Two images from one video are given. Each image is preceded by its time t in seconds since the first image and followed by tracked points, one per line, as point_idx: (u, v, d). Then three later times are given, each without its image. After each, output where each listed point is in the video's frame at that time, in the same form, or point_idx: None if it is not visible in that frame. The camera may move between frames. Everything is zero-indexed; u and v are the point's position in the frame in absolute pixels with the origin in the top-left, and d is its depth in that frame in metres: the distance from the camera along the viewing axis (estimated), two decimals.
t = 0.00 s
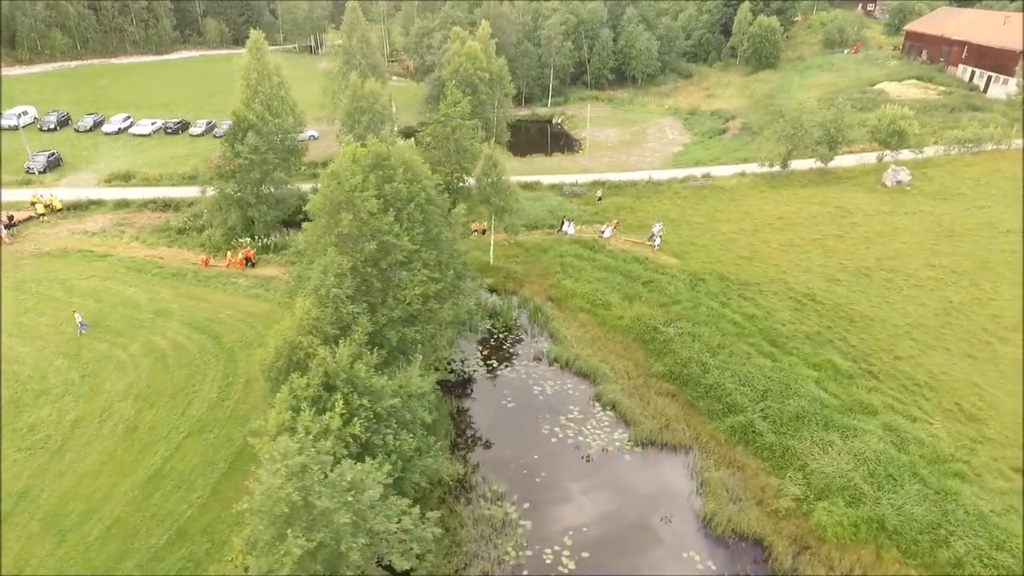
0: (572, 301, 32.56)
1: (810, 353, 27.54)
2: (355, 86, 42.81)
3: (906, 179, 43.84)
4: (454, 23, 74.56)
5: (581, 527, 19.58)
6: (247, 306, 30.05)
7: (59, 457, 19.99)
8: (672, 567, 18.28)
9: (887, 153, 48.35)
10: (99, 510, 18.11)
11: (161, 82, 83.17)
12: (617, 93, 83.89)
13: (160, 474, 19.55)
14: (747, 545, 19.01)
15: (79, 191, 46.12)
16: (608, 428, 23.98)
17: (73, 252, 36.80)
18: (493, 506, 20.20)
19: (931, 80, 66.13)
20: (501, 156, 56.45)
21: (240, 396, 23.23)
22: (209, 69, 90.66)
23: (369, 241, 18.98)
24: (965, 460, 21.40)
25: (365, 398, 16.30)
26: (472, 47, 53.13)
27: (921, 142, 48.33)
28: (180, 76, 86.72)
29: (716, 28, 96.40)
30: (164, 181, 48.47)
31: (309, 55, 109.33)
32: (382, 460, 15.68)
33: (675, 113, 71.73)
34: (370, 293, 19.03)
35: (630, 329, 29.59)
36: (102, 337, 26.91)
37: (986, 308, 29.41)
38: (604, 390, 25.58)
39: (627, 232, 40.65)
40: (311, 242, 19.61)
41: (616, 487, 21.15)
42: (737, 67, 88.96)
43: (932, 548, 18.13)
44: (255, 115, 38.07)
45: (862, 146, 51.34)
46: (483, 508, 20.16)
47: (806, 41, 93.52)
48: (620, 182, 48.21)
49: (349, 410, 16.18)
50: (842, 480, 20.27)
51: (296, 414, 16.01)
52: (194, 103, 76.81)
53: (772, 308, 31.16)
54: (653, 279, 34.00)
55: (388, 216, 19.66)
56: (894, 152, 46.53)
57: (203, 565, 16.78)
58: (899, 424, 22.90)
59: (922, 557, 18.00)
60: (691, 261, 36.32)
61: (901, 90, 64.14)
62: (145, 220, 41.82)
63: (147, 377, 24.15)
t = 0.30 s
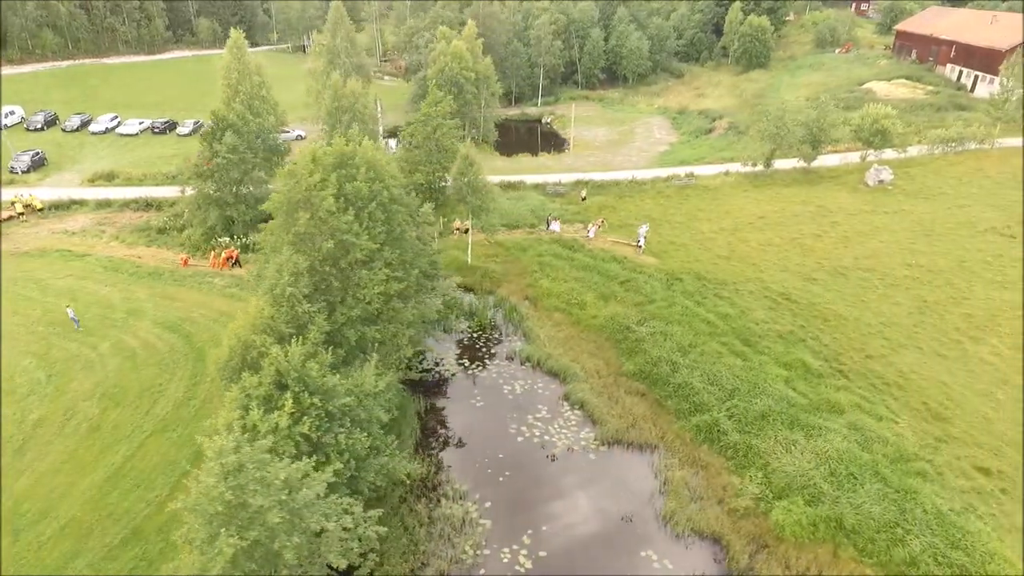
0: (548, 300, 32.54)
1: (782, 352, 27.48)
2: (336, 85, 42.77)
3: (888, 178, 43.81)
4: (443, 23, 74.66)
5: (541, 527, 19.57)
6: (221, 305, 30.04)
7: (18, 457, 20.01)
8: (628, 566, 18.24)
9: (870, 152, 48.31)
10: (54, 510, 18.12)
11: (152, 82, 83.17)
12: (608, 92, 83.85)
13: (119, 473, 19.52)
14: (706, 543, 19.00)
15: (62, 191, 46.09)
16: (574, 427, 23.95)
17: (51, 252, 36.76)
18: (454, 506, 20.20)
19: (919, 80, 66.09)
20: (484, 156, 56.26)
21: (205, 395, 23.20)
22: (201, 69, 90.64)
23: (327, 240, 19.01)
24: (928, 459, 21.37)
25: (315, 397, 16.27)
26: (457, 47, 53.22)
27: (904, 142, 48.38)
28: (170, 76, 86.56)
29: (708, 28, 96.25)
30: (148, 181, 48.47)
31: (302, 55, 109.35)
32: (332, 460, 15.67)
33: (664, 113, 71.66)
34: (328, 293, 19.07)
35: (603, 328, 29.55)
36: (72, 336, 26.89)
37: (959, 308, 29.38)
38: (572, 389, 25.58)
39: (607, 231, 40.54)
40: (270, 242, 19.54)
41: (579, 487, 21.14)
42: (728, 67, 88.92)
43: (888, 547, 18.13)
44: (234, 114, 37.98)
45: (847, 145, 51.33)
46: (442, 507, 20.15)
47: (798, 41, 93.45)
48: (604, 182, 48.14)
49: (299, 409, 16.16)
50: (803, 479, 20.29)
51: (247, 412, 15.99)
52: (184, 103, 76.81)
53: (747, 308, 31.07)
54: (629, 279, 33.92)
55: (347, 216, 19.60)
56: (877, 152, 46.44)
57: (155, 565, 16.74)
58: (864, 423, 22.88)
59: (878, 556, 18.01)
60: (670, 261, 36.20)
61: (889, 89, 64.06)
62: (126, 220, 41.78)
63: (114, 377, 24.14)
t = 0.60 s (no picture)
0: (524, 300, 32.52)
1: (753, 352, 27.47)
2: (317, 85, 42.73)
3: (870, 178, 43.84)
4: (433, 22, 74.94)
5: (501, 527, 19.53)
6: (195, 305, 30.00)
7: None
8: (586, 565, 18.24)
9: (854, 152, 48.25)
10: (11, 510, 18.11)
11: (142, 82, 83.13)
12: (599, 92, 83.76)
13: (79, 473, 19.52)
14: (666, 542, 19.00)
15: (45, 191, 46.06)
16: (542, 427, 23.93)
17: (29, 252, 36.71)
18: (416, 505, 20.20)
19: (907, 80, 65.98)
20: (469, 155, 56.22)
21: (171, 395, 23.18)
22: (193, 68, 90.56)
23: (286, 239, 19.01)
24: (892, 458, 21.37)
25: (268, 396, 16.26)
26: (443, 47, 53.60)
27: (888, 142, 48.34)
28: (161, 77, 86.18)
29: (700, 28, 96.15)
30: (132, 180, 48.45)
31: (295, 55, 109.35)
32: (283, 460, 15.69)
33: (653, 113, 71.61)
34: (287, 293, 19.08)
35: (576, 327, 29.55)
36: (43, 336, 26.89)
37: (933, 309, 29.40)
38: (541, 389, 25.59)
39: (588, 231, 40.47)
40: (229, 242, 19.52)
41: (542, 486, 21.11)
42: (719, 67, 88.80)
43: (845, 546, 18.16)
44: (213, 113, 37.90)
45: (832, 145, 51.25)
46: (404, 507, 20.11)
47: (789, 41, 93.35)
48: (587, 182, 48.07)
49: (252, 409, 16.16)
50: (764, 478, 20.32)
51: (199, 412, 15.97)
52: (174, 102, 76.78)
53: (722, 307, 31.03)
54: (607, 278, 33.92)
55: (307, 215, 19.61)
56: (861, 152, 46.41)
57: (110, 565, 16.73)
58: (830, 423, 22.87)
59: (835, 555, 18.04)
60: (650, 260, 36.16)
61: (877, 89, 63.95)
62: (107, 220, 41.73)
63: (81, 377, 24.13)
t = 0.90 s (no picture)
0: (501, 299, 32.49)
1: (727, 351, 27.40)
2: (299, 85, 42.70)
3: (853, 177, 43.89)
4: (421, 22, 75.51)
5: (462, 527, 19.52)
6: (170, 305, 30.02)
7: None
8: (543, 565, 18.19)
9: (838, 152, 48.21)
10: None
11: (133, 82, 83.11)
12: (590, 92, 83.66)
13: (42, 473, 19.55)
14: (627, 542, 19.00)
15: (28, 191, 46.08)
16: (510, 426, 23.91)
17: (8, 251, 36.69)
18: (379, 505, 20.20)
19: (896, 80, 65.89)
20: (455, 154, 56.15)
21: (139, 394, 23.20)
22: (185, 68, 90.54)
23: (246, 239, 19.00)
24: (858, 458, 21.30)
25: (221, 396, 16.24)
26: (428, 47, 54.10)
27: (872, 141, 48.29)
28: (153, 77, 85.88)
29: (692, 28, 95.99)
30: (116, 180, 48.44)
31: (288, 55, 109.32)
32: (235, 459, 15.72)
33: (642, 112, 71.56)
34: (248, 292, 19.07)
35: (551, 327, 29.51)
36: (14, 336, 26.90)
37: (908, 309, 29.37)
38: (512, 389, 25.58)
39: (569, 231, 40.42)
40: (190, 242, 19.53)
41: (505, 485, 21.08)
42: (710, 67, 88.67)
43: (803, 546, 18.19)
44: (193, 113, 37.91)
45: (816, 144, 51.23)
46: (366, 507, 20.07)
47: (781, 41, 93.24)
48: (571, 181, 48.03)
49: (205, 409, 16.18)
50: (726, 479, 20.33)
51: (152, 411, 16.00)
52: (164, 102, 76.76)
53: (698, 307, 30.97)
54: (585, 278, 33.85)
55: (268, 215, 19.60)
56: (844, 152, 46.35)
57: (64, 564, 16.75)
58: (798, 422, 22.82)
59: (793, 555, 18.07)
60: (629, 261, 36.08)
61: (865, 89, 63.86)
62: (88, 220, 41.72)
63: (50, 376, 24.13)
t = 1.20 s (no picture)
0: (479, 299, 32.47)
1: (701, 351, 27.37)
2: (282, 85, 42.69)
3: (837, 177, 43.92)
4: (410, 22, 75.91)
5: (426, 526, 19.52)
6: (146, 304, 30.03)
7: None
8: (505, 565, 18.20)
9: (824, 152, 48.18)
10: None
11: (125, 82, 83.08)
12: (581, 92, 83.64)
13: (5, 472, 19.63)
14: (589, 542, 19.00)
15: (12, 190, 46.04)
16: (480, 427, 23.90)
17: None
18: (344, 504, 20.19)
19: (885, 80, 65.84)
20: (443, 154, 56.09)
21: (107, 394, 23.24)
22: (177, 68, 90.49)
23: (207, 238, 19.03)
24: (824, 458, 21.24)
25: (177, 396, 16.22)
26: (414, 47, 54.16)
27: (857, 141, 48.24)
28: (145, 77, 85.62)
29: (685, 27, 95.89)
30: (101, 181, 48.38)
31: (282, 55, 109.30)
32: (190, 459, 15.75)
33: (632, 112, 71.53)
34: (209, 291, 19.07)
35: (527, 327, 29.48)
36: None
37: (883, 310, 29.33)
38: (484, 389, 25.55)
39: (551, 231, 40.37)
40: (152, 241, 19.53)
41: (470, 485, 21.10)
42: (702, 66, 88.58)
43: (764, 546, 18.20)
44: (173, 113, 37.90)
45: (802, 144, 51.22)
46: (330, 506, 20.04)
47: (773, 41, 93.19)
48: (556, 181, 47.98)
49: (161, 409, 16.17)
50: (691, 479, 20.34)
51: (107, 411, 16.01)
52: (154, 101, 76.69)
53: (675, 307, 30.94)
54: (564, 278, 33.82)
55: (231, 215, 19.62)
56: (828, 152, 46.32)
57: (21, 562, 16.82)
58: (766, 423, 22.79)
59: (753, 555, 18.07)
60: (609, 260, 36.05)
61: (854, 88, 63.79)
62: (71, 220, 41.67)
63: (20, 377, 24.16)
